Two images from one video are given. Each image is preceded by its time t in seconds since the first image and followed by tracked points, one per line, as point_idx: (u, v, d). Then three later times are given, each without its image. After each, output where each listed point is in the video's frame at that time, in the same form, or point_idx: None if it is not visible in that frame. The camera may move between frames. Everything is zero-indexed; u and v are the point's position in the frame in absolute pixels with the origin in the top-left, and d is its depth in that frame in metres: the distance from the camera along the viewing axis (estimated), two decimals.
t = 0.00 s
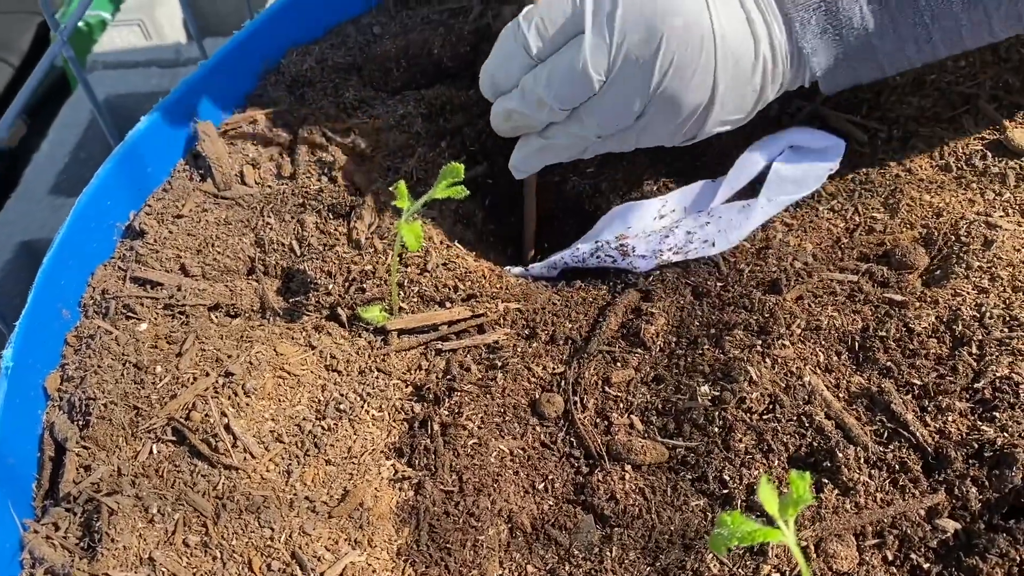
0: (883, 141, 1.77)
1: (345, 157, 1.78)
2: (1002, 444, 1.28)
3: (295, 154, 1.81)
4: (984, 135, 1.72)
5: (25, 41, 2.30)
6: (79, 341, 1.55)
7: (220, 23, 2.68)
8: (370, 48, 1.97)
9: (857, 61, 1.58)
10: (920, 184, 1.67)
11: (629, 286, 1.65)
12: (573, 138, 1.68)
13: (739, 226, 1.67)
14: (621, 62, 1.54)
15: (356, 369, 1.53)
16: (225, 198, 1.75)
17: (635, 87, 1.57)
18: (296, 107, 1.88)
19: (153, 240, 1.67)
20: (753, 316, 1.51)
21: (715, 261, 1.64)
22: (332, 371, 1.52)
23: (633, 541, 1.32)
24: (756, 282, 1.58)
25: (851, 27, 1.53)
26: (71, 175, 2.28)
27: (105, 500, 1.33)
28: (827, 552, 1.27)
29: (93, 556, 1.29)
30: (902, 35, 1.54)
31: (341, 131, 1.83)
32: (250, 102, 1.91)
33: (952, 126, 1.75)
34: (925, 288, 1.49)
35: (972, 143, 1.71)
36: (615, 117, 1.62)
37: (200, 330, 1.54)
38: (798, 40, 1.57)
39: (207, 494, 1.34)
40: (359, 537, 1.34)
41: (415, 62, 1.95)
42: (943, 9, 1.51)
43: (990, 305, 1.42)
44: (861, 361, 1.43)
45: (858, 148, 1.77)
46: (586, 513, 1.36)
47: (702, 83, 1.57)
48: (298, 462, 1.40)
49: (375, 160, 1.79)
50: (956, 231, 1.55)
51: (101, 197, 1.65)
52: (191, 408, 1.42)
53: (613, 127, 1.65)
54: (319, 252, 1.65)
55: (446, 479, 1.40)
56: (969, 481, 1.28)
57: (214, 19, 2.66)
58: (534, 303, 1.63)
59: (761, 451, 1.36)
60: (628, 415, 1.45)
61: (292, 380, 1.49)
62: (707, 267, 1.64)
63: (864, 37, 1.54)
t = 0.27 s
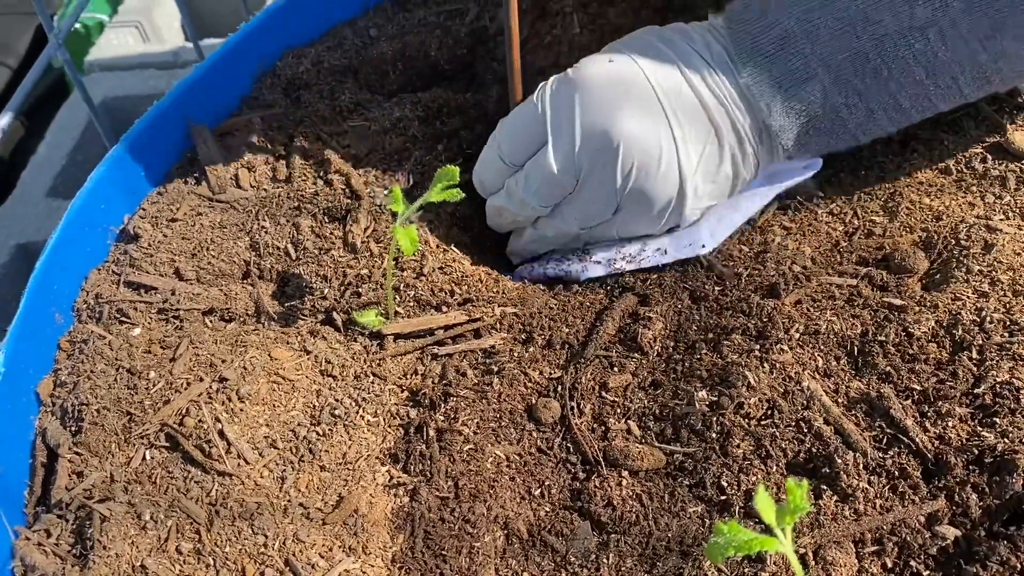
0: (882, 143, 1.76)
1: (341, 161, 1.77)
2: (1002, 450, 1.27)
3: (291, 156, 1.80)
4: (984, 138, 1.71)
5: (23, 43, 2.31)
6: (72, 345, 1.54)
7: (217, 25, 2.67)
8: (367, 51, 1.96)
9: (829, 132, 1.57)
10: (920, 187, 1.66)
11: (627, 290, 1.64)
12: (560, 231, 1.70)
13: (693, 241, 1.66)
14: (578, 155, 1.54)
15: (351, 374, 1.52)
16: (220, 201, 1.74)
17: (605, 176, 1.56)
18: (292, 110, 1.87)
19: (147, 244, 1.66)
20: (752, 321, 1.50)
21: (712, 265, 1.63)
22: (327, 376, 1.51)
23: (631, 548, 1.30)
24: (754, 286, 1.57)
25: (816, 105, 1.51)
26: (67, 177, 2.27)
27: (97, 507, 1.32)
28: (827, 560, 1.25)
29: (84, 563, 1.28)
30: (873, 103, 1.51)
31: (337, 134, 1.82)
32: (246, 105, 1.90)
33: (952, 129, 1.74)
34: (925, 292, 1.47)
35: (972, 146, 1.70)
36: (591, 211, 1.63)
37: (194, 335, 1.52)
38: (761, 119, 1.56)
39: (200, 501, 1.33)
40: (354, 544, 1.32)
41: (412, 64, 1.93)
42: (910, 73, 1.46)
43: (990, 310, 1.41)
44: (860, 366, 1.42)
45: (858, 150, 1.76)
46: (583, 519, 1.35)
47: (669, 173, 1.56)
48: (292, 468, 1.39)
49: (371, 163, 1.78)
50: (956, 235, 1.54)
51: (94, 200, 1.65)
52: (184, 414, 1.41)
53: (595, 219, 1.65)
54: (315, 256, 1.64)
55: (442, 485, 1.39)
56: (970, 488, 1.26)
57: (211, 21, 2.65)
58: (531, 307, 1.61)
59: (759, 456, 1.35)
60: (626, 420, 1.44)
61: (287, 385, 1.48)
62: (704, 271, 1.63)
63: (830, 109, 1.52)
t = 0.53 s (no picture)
0: (887, 144, 1.76)
1: (347, 162, 1.77)
2: (1009, 451, 1.27)
3: (297, 157, 1.80)
4: (989, 139, 1.71)
5: (27, 43, 2.31)
6: (80, 347, 1.55)
7: (221, 26, 2.68)
8: (372, 52, 1.96)
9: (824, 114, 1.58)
10: (925, 188, 1.66)
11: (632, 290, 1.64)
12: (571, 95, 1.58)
13: (668, 257, 1.66)
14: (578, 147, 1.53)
15: (358, 375, 1.52)
16: (226, 202, 1.74)
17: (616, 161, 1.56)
18: (297, 111, 1.87)
19: (153, 245, 1.67)
20: (758, 322, 1.50)
21: (718, 267, 1.63)
22: (334, 376, 1.51)
23: (638, 549, 1.31)
24: (760, 287, 1.57)
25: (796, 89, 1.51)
26: (71, 178, 2.26)
27: (106, 507, 1.32)
28: (832, 561, 1.26)
29: (93, 563, 1.28)
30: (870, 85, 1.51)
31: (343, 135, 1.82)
32: (251, 106, 1.91)
33: (957, 130, 1.74)
34: (931, 293, 1.48)
35: (977, 147, 1.70)
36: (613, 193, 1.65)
37: (201, 336, 1.53)
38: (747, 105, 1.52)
39: (208, 501, 1.34)
40: (361, 545, 1.33)
41: (417, 65, 1.94)
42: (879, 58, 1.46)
43: (996, 311, 1.41)
44: (866, 367, 1.42)
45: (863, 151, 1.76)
46: (590, 520, 1.35)
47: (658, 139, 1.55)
48: (300, 468, 1.39)
49: (377, 164, 1.78)
50: (961, 236, 1.54)
51: (102, 202, 1.65)
52: (192, 415, 1.41)
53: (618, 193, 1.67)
54: (321, 257, 1.65)
55: (449, 485, 1.39)
56: (976, 489, 1.27)
57: (215, 21, 2.65)
58: (537, 308, 1.62)
59: (766, 457, 1.35)
60: (632, 421, 1.44)
61: (294, 386, 1.48)
62: (709, 273, 1.63)
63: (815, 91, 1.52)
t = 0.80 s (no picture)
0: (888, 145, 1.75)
1: (346, 163, 1.77)
2: (1010, 454, 1.26)
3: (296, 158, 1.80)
4: (991, 140, 1.71)
5: (28, 43, 2.31)
6: (78, 348, 1.55)
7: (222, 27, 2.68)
8: (371, 53, 1.96)
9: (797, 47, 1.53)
10: (927, 189, 1.66)
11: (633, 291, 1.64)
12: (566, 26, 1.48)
13: (667, 259, 1.64)
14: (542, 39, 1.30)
15: (357, 376, 1.52)
16: (226, 203, 1.74)
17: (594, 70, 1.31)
18: (297, 112, 1.87)
19: (152, 246, 1.66)
20: (759, 323, 1.50)
21: (719, 268, 1.63)
22: (333, 378, 1.51)
23: (637, 552, 1.30)
24: (760, 289, 1.56)
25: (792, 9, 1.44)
26: (72, 179, 2.27)
27: (104, 509, 1.32)
28: (833, 564, 1.25)
29: (91, 566, 1.28)
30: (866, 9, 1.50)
31: (342, 136, 1.82)
32: (251, 107, 1.90)
33: (958, 131, 1.74)
34: (932, 295, 1.47)
35: (979, 147, 1.70)
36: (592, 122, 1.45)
37: (200, 337, 1.52)
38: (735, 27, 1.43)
39: (206, 503, 1.33)
40: (360, 547, 1.32)
41: (417, 66, 1.94)
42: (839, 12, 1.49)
43: (997, 313, 1.40)
44: (866, 369, 1.41)
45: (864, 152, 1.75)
46: (589, 522, 1.35)
47: (643, 35, 1.51)
48: (298, 471, 1.39)
49: (376, 165, 1.78)
50: (963, 237, 1.54)
51: (100, 203, 1.65)
52: (190, 417, 1.41)
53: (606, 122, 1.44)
54: (320, 258, 1.65)
55: (448, 488, 1.39)
56: (977, 492, 1.26)
57: (216, 24, 2.65)
58: (537, 310, 1.61)
59: (766, 460, 1.34)
60: (632, 423, 1.43)
61: (293, 388, 1.48)
62: (710, 274, 1.62)
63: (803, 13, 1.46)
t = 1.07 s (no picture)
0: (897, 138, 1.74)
1: (353, 156, 1.76)
2: (1022, 447, 1.25)
3: (302, 151, 1.79)
4: (1001, 133, 1.70)
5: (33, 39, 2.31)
6: (85, 341, 1.54)
7: (226, 22, 2.67)
8: (378, 47, 1.96)
9: (786, 53, 1.43)
10: (937, 182, 1.65)
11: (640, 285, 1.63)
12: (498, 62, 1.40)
13: (670, 252, 1.64)
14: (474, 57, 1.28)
15: (364, 369, 1.51)
16: (232, 196, 1.74)
17: (527, 85, 1.28)
18: (303, 105, 1.86)
19: (158, 240, 1.66)
20: (768, 316, 1.49)
21: (727, 261, 1.62)
22: (340, 371, 1.50)
23: (647, 545, 1.29)
24: (769, 282, 1.55)
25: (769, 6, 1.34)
26: (77, 174, 2.27)
27: (111, 502, 1.31)
28: (844, 557, 1.24)
29: (98, 559, 1.27)
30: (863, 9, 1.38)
31: (349, 130, 1.81)
32: (257, 100, 1.90)
33: (967, 124, 1.73)
34: (942, 288, 1.46)
35: (989, 141, 1.69)
36: (536, 139, 1.42)
37: (206, 330, 1.52)
38: (698, 31, 1.36)
39: (214, 496, 1.33)
40: (368, 540, 1.31)
41: (423, 59, 1.93)
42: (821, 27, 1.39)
43: (1009, 306, 1.39)
44: (877, 362, 1.40)
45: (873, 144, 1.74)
46: (598, 516, 1.34)
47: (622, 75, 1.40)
48: (306, 464, 1.38)
49: (383, 158, 1.77)
50: (973, 230, 1.53)
51: (107, 194, 1.65)
52: (197, 410, 1.41)
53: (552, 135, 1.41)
54: (327, 251, 1.64)
55: (456, 481, 1.38)
56: (989, 485, 1.25)
57: (220, 18, 2.65)
58: (544, 303, 1.61)
59: (776, 453, 1.33)
60: (640, 417, 1.43)
61: (300, 381, 1.47)
62: (719, 267, 1.61)
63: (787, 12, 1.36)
